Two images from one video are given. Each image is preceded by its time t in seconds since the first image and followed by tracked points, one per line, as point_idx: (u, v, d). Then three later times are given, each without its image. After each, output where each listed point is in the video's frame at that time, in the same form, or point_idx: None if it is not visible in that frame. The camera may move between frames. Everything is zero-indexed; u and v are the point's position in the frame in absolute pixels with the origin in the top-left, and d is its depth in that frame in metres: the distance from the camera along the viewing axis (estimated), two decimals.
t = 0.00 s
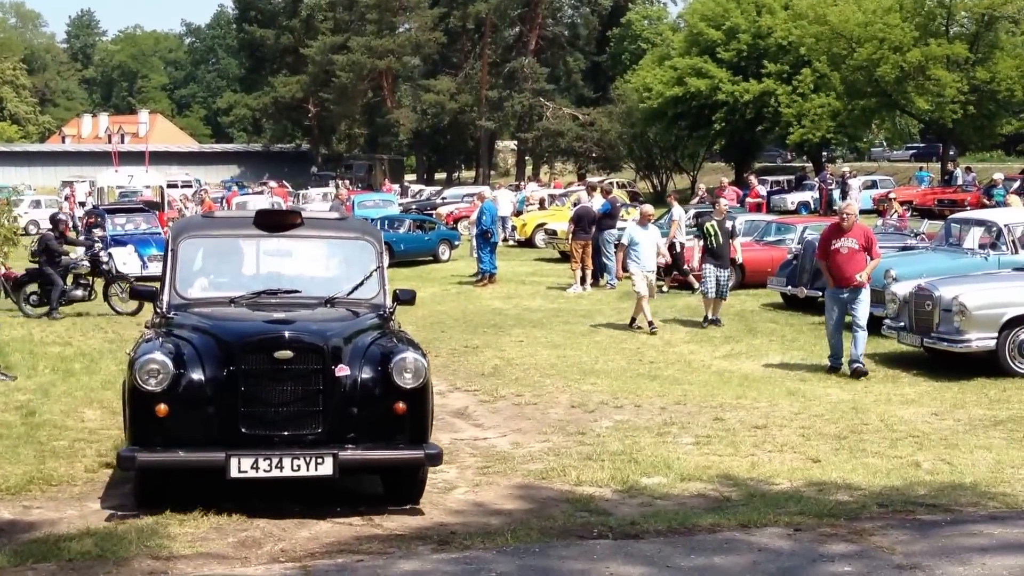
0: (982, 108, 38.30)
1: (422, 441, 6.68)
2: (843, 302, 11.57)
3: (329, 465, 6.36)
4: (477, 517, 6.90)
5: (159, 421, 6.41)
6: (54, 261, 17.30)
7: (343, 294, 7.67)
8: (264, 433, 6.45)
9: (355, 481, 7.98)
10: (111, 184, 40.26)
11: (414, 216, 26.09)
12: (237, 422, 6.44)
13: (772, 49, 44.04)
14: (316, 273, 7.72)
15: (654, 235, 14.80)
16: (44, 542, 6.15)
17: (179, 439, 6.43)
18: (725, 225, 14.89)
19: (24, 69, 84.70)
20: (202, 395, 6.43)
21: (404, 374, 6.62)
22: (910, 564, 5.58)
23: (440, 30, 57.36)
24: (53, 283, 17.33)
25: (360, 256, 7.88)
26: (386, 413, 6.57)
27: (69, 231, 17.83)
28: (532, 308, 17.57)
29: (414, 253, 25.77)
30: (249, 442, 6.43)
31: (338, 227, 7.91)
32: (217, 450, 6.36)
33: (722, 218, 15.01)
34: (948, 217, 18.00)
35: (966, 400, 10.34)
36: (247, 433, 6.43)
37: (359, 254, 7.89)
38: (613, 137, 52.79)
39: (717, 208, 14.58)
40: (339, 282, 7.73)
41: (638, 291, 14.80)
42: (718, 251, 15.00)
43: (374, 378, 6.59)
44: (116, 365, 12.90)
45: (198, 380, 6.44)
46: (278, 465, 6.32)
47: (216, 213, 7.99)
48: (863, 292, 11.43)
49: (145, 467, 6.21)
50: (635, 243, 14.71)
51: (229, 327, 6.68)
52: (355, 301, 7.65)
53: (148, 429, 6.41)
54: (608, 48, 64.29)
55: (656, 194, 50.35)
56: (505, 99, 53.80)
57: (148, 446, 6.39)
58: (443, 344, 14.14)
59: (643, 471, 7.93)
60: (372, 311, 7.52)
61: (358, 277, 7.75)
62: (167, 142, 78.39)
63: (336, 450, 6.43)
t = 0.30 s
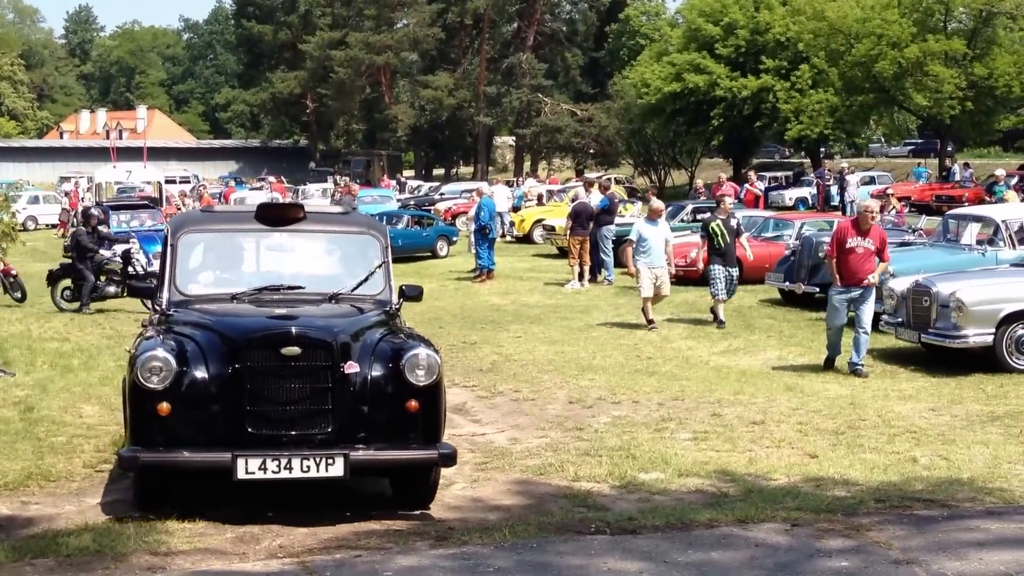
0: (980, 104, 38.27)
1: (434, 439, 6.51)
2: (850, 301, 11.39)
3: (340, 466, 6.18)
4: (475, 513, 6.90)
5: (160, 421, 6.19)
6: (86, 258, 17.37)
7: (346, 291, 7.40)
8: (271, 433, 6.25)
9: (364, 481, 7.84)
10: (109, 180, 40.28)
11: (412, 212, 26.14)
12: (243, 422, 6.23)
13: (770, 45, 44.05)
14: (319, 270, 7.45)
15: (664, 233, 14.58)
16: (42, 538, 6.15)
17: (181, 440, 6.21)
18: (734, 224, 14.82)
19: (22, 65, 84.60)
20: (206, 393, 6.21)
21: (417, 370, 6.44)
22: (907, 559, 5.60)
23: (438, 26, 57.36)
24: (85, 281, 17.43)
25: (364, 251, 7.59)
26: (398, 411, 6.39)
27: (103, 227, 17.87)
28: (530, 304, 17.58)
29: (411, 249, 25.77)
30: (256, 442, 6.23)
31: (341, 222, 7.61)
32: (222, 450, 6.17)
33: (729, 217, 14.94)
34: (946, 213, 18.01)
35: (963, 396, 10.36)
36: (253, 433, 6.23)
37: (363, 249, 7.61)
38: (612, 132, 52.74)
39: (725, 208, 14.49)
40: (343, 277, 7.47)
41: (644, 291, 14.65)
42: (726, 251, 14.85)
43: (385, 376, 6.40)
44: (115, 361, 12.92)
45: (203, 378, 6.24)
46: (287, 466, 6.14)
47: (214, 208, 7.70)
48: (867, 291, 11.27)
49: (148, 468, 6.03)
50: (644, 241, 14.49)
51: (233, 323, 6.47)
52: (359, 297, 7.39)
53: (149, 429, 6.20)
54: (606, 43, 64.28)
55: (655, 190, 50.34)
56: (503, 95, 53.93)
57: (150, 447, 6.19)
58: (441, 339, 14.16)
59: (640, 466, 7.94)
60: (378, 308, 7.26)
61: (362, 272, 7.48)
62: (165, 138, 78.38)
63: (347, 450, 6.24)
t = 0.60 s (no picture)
0: (977, 100, 38.21)
1: (451, 443, 6.28)
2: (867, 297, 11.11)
3: (354, 471, 5.94)
4: (472, 509, 6.90)
5: (166, 424, 5.93)
6: (112, 252, 17.39)
7: (354, 288, 7.23)
8: (282, 437, 5.98)
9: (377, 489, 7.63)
10: (106, 176, 40.22)
11: (409, 209, 26.16)
12: (252, 425, 5.95)
13: (768, 41, 44.05)
14: (327, 267, 7.25)
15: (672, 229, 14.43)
16: (39, 533, 6.16)
17: (188, 445, 5.94)
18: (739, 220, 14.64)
19: (19, 61, 84.49)
20: (213, 394, 5.95)
21: (434, 370, 6.20)
22: (902, 555, 5.61)
23: (435, 22, 57.36)
24: (110, 275, 17.35)
25: (372, 247, 7.43)
26: (415, 413, 6.15)
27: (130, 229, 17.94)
28: (527, 300, 17.59)
29: (408, 246, 25.76)
30: (265, 446, 5.96)
31: (346, 218, 7.45)
32: (231, 455, 5.91)
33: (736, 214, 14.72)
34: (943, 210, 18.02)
35: (959, 392, 10.37)
36: (263, 437, 5.95)
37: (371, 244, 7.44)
38: (609, 129, 52.64)
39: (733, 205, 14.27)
40: (350, 273, 7.29)
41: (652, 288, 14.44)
42: (732, 247, 14.69)
43: (401, 376, 6.16)
44: (111, 357, 12.92)
45: (209, 379, 5.97)
46: (300, 471, 5.87)
47: (214, 204, 7.54)
48: (875, 287, 11.08)
49: (153, 472, 5.79)
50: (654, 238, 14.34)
51: (240, 322, 6.20)
52: (367, 294, 7.22)
53: (155, 431, 5.94)
54: (604, 39, 64.28)
55: (652, 186, 50.31)
56: (500, 91, 53.75)
57: (155, 451, 5.93)
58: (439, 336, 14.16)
59: (637, 462, 7.95)
60: (386, 306, 7.10)
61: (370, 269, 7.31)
62: (162, 134, 78.31)
63: (362, 455, 6.00)
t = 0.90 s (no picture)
0: (975, 97, 38.26)
1: (480, 449, 6.05)
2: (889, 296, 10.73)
3: (382, 477, 5.70)
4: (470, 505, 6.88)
5: (181, 429, 5.65)
6: (132, 250, 17.47)
7: (368, 285, 6.84)
8: (305, 443, 5.71)
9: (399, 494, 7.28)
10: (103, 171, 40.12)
11: (406, 205, 26.16)
12: (273, 430, 5.68)
13: (765, 37, 44.07)
14: (340, 263, 6.86)
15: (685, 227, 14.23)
16: (37, 530, 6.14)
17: (204, 453, 5.66)
18: (755, 218, 14.39)
19: (15, 56, 84.31)
20: (231, 398, 5.67)
21: (464, 370, 5.96)
22: (898, 551, 5.61)
23: (432, 17, 57.34)
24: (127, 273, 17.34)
25: (387, 241, 7.02)
26: (445, 416, 5.91)
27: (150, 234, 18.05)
28: (524, 296, 17.58)
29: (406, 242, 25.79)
30: (287, 452, 5.70)
31: (360, 211, 7.02)
32: (251, 463, 5.63)
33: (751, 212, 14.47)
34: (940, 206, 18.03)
35: (956, 388, 10.38)
36: (285, 443, 5.69)
37: (389, 238, 7.03)
38: (606, 125, 52.55)
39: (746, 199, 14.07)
40: (364, 268, 6.89)
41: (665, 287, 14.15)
42: (746, 245, 14.42)
43: (429, 376, 5.92)
44: (109, 353, 12.92)
45: (227, 381, 5.69)
46: (325, 479, 5.62)
47: (218, 196, 7.11)
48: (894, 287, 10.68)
49: (170, 483, 5.49)
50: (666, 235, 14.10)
51: (258, 321, 5.90)
52: (382, 291, 6.84)
53: (170, 437, 5.66)
54: (601, 35, 64.30)
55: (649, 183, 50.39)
56: (497, 87, 53.92)
57: (170, 459, 5.66)
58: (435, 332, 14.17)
59: (634, 458, 7.95)
60: (404, 304, 6.73)
61: (386, 265, 6.92)
62: (159, 130, 78.26)
63: (389, 461, 5.76)
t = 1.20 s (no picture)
0: (971, 93, 38.38)
1: (519, 446, 5.95)
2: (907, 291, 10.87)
3: (422, 481, 5.59)
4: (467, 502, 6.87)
5: (204, 439, 5.46)
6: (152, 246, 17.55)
7: (383, 278, 6.80)
8: (336, 448, 5.58)
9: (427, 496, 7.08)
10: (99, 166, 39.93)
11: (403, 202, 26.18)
12: (302, 435, 5.54)
13: (763, 33, 44.02)
14: (352, 256, 6.81)
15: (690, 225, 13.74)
16: (33, 525, 6.14)
17: (228, 462, 5.48)
18: (764, 215, 13.90)
19: (11, 51, 84.13)
20: (257, 402, 5.51)
21: (500, 363, 5.86)
22: (894, 547, 5.61)
23: (430, 13, 57.27)
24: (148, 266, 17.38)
25: (399, 230, 6.99)
26: (482, 412, 5.80)
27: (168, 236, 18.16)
28: (521, 293, 17.57)
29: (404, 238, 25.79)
30: (318, 458, 5.55)
31: (368, 200, 7.00)
32: (281, 471, 5.48)
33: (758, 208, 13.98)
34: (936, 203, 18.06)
35: (953, 384, 10.40)
36: (316, 447, 5.55)
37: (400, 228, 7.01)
38: (603, 121, 52.50)
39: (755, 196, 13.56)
40: (376, 260, 6.86)
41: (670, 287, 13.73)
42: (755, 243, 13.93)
43: (464, 372, 5.80)
44: (105, 349, 12.88)
45: (251, 386, 5.52)
46: (361, 485, 5.50)
47: (218, 190, 7.06)
48: (916, 281, 10.85)
49: (199, 496, 5.30)
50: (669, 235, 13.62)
51: (278, 320, 5.74)
52: (397, 283, 6.80)
53: (191, 448, 5.46)
54: (598, 31, 64.32)
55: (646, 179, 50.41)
56: (494, 83, 53.96)
57: (192, 472, 5.47)
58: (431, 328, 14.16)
59: (631, 455, 7.95)
60: (420, 296, 6.69)
61: (400, 255, 6.89)
62: (155, 125, 78.17)
63: (426, 463, 5.65)
